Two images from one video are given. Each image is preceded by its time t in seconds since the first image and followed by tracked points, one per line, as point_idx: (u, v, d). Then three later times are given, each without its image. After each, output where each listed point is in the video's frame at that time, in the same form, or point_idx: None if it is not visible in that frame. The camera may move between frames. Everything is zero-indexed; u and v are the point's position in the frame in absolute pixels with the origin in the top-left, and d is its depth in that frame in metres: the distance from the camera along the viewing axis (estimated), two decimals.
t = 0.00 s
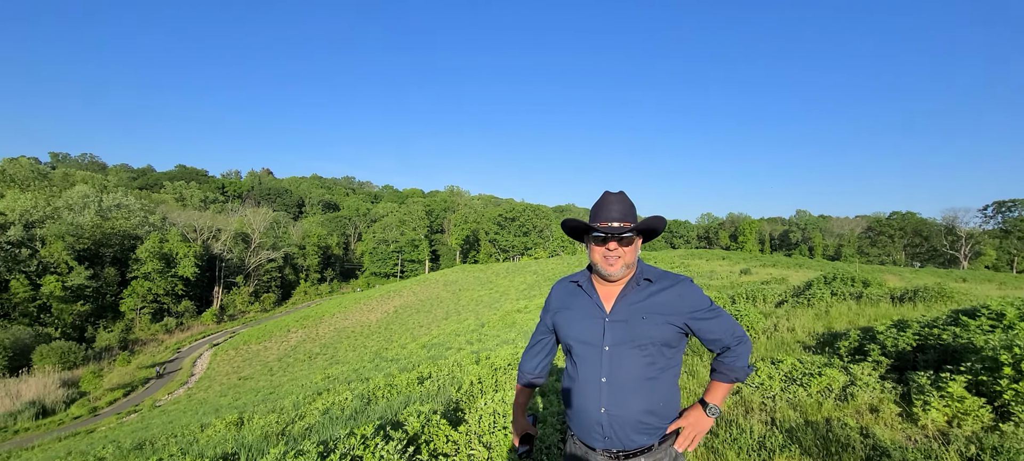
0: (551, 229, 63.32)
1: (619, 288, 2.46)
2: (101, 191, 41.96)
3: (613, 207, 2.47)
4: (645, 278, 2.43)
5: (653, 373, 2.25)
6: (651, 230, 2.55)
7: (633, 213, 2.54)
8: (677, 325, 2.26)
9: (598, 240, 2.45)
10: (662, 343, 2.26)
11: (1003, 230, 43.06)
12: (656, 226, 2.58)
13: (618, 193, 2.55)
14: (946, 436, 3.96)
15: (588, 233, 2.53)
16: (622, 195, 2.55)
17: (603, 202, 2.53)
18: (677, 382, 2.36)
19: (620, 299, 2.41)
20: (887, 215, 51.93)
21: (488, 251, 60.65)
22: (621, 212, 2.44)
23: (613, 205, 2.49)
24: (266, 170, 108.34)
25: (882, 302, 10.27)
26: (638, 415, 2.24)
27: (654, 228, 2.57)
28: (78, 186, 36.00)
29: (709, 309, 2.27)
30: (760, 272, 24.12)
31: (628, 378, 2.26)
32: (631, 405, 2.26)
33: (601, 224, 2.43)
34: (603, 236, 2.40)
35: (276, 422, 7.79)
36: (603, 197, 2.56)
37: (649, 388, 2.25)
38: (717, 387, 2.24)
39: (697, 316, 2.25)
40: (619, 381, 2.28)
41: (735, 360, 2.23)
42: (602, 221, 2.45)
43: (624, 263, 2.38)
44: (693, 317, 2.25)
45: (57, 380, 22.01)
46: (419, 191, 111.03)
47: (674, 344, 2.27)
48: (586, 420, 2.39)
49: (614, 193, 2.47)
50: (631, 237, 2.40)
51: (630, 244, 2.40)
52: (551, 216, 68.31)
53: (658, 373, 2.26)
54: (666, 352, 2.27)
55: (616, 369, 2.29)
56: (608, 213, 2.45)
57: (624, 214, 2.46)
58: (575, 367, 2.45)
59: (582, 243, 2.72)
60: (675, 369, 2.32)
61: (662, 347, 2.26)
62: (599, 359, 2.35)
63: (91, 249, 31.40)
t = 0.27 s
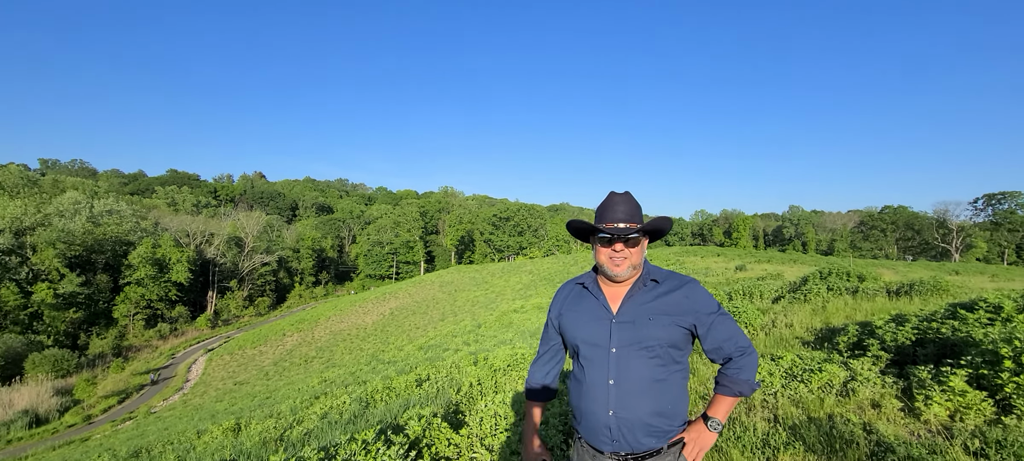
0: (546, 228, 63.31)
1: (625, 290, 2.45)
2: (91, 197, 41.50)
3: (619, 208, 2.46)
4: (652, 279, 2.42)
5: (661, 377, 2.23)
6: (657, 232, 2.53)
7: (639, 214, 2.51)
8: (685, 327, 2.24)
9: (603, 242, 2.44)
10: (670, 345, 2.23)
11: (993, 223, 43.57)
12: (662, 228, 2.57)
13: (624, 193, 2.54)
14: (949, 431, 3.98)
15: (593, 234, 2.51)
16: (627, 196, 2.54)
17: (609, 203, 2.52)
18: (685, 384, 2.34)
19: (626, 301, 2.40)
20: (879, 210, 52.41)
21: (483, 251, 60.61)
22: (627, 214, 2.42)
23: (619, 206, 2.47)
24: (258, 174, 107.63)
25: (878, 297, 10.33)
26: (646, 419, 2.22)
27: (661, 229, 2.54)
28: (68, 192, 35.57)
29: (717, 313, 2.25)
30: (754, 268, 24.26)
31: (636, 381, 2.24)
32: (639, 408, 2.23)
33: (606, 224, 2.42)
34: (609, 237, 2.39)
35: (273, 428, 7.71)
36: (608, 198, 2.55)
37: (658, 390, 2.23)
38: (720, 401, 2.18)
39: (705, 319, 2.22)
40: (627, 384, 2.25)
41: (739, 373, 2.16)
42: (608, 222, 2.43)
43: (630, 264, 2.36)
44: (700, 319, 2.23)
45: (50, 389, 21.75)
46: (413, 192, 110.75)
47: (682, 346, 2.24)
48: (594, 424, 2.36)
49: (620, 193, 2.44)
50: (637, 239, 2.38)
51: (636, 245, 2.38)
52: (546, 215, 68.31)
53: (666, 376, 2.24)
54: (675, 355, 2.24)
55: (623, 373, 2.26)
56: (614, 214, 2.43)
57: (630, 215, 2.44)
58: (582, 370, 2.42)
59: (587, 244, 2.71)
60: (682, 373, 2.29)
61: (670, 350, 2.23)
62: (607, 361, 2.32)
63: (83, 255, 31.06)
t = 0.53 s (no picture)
0: (543, 226, 63.29)
1: (634, 290, 2.46)
2: (85, 195, 41.19)
3: (625, 209, 2.45)
4: (661, 279, 2.43)
5: (672, 376, 2.22)
6: (665, 233, 2.53)
7: (647, 215, 2.51)
8: (695, 327, 2.22)
9: (611, 242, 2.44)
10: (679, 345, 2.22)
11: (987, 221, 43.93)
12: (669, 229, 2.57)
13: (632, 194, 2.55)
14: (951, 429, 3.99)
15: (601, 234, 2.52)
16: (634, 197, 2.54)
17: (616, 204, 2.51)
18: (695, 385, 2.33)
19: (635, 301, 2.40)
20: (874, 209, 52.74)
21: (480, 249, 60.61)
22: (634, 215, 2.43)
23: (625, 206, 2.46)
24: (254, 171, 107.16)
25: (876, 295, 10.38)
26: (656, 418, 2.22)
27: (669, 230, 2.54)
28: (61, 190, 35.27)
29: (727, 314, 2.22)
30: (751, 267, 24.35)
31: (646, 381, 2.23)
32: (649, 409, 2.22)
33: (614, 225, 2.43)
34: (617, 238, 2.40)
35: (271, 427, 7.69)
36: (615, 198, 2.56)
37: (668, 391, 2.22)
38: (729, 406, 2.11)
39: (716, 319, 2.19)
40: (639, 384, 2.25)
41: (746, 378, 2.09)
42: (614, 223, 2.44)
43: (638, 265, 2.36)
44: (709, 320, 2.20)
45: (44, 388, 21.61)
46: (409, 190, 110.53)
47: (692, 346, 2.23)
48: (604, 424, 2.36)
49: (626, 193, 2.44)
50: (644, 239, 2.38)
51: (643, 245, 2.38)
52: (543, 213, 68.34)
53: (676, 376, 2.23)
54: (684, 355, 2.23)
55: (633, 372, 2.26)
56: (620, 215, 2.43)
57: (638, 216, 2.43)
58: (591, 370, 2.42)
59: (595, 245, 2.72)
60: (693, 374, 2.28)
61: (679, 350, 2.22)
62: (616, 361, 2.33)
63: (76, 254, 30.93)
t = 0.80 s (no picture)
0: (539, 226, 63.27)
1: (641, 291, 2.44)
2: (78, 194, 40.83)
3: (634, 209, 2.43)
4: (670, 280, 2.42)
5: (680, 377, 2.22)
6: (674, 234, 2.52)
7: (655, 214, 2.49)
8: (704, 329, 2.21)
9: (620, 243, 2.42)
10: (688, 348, 2.21)
11: (979, 221, 44.37)
12: (678, 230, 2.56)
13: (640, 193, 2.55)
14: (951, 430, 4.00)
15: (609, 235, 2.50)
16: (643, 197, 2.52)
17: (624, 204, 2.50)
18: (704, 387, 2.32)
19: (644, 302, 2.38)
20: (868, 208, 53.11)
21: (476, 249, 60.57)
22: (643, 214, 2.42)
23: (634, 207, 2.45)
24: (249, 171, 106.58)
25: (872, 295, 10.44)
26: (665, 421, 2.20)
27: (677, 232, 2.52)
28: (54, 190, 34.94)
29: (736, 315, 2.21)
30: (747, 266, 24.44)
31: (655, 383, 2.22)
32: (658, 411, 2.21)
33: (623, 224, 2.42)
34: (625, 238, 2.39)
35: (267, 428, 7.63)
36: (623, 198, 2.55)
37: (677, 392, 2.21)
38: (737, 409, 2.10)
39: (725, 320, 2.18)
40: (648, 386, 2.23)
41: (756, 381, 2.07)
42: (622, 222, 2.43)
43: (647, 266, 2.35)
44: (719, 321, 2.19)
45: (36, 389, 21.40)
46: (405, 190, 110.33)
47: (701, 348, 2.22)
48: (612, 427, 2.34)
49: (636, 193, 2.43)
50: (653, 240, 2.37)
51: (652, 246, 2.36)
52: (539, 213, 68.38)
53: (685, 378, 2.22)
54: (693, 357, 2.22)
55: (642, 375, 2.24)
56: (628, 214, 2.42)
57: (647, 216, 2.42)
58: (598, 372, 2.40)
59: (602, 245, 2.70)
60: (700, 375, 2.27)
61: (689, 352, 2.21)
62: (625, 363, 2.31)
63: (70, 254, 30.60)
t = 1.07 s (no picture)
0: (536, 225, 63.25)
1: (646, 288, 2.42)
2: (70, 193, 40.40)
3: (640, 204, 2.43)
4: (674, 277, 2.39)
5: (684, 377, 2.19)
6: (680, 230, 2.50)
7: (659, 211, 2.49)
8: (710, 327, 2.18)
9: (623, 239, 2.42)
10: (693, 345, 2.19)
11: (972, 220, 44.77)
12: (683, 226, 2.55)
13: (648, 188, 2.54)
14: (952, 428, 4.00)
15: (614, 230, 2.48)
16: (648, 191, 2.51)
17: (629, 198, 2.48)
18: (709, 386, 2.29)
19: (648, 299, 2.36)
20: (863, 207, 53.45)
21: (473, 248, 60.49)
22: (650, 209, 2.42)
23: (640, 202, 2.44)
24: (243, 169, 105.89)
25: (869, 293, 10.48)
26: (669, 421, 2.18)
27: (683, 228, 2.51)
28: (47, 188, 34.60)
29: (742, 312, 2.18)
30: (743, 265, 24.53)
31: (658, 382, 2.19)
32: (662, 412, 2.18)
33: (630, 219, 2.40)
34: (631, 234, 2.37)
35: (262, 428, 7.56)
36: (630, 192, 2.53)
37: (682, 392, 2.18)
38: (743, 410, 2.07)
39: (732, 318, 2.15)
40: (650, 385, 2.21)
41: (762, 380, 2.03)
42: (630, 218, 2.41)
43: (653, 264, 2.33)
44: (724, 319, 2.16)
45: (29, 389, 21.20)
46: (401, 189, 110.00)
47: (706, 347, 2.19)
48: (615, 428, 2.31)
49: (642, 188, 2.42)
50: (658, 235, 2.36)
51: (657, 241, 2.35)
52: (535, 212, 68.37)
53: (689, 377, 2.20)
54: (697, 356, 2.20)
55: (645, 373, 2.22)
56: (635, 210, 2.42)
57: (653, 211, 2.41)
58: (601, 371, 2.37)
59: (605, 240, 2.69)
60: (705, 374, 2.24)
61: (694, 350, 2.18)
62: (628, 361, 2.28)
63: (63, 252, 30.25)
